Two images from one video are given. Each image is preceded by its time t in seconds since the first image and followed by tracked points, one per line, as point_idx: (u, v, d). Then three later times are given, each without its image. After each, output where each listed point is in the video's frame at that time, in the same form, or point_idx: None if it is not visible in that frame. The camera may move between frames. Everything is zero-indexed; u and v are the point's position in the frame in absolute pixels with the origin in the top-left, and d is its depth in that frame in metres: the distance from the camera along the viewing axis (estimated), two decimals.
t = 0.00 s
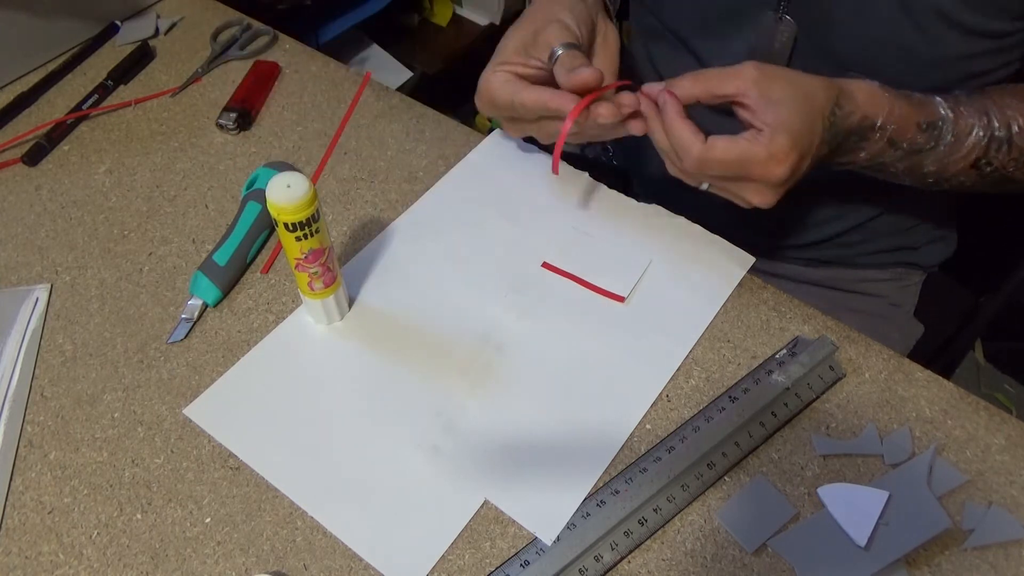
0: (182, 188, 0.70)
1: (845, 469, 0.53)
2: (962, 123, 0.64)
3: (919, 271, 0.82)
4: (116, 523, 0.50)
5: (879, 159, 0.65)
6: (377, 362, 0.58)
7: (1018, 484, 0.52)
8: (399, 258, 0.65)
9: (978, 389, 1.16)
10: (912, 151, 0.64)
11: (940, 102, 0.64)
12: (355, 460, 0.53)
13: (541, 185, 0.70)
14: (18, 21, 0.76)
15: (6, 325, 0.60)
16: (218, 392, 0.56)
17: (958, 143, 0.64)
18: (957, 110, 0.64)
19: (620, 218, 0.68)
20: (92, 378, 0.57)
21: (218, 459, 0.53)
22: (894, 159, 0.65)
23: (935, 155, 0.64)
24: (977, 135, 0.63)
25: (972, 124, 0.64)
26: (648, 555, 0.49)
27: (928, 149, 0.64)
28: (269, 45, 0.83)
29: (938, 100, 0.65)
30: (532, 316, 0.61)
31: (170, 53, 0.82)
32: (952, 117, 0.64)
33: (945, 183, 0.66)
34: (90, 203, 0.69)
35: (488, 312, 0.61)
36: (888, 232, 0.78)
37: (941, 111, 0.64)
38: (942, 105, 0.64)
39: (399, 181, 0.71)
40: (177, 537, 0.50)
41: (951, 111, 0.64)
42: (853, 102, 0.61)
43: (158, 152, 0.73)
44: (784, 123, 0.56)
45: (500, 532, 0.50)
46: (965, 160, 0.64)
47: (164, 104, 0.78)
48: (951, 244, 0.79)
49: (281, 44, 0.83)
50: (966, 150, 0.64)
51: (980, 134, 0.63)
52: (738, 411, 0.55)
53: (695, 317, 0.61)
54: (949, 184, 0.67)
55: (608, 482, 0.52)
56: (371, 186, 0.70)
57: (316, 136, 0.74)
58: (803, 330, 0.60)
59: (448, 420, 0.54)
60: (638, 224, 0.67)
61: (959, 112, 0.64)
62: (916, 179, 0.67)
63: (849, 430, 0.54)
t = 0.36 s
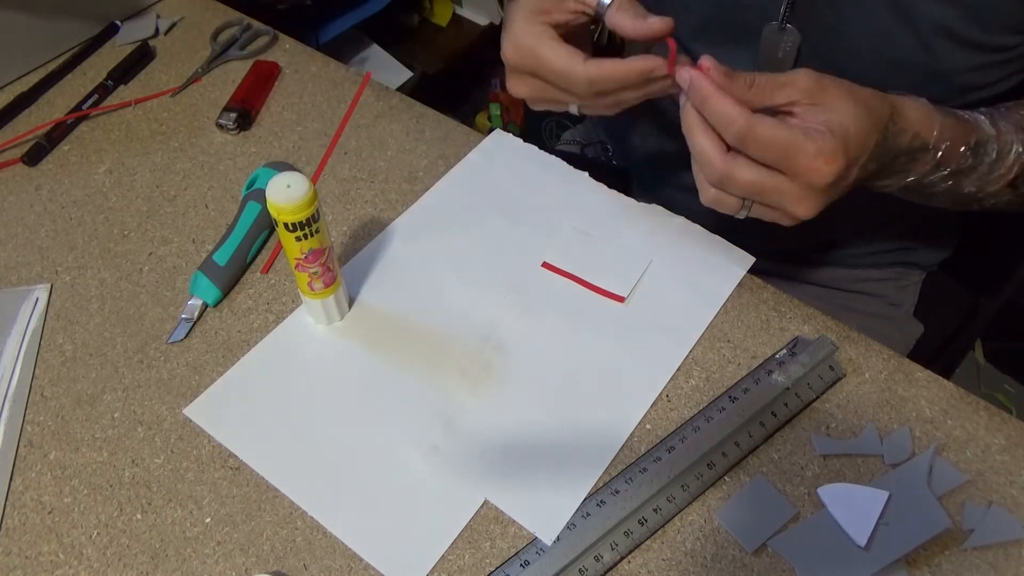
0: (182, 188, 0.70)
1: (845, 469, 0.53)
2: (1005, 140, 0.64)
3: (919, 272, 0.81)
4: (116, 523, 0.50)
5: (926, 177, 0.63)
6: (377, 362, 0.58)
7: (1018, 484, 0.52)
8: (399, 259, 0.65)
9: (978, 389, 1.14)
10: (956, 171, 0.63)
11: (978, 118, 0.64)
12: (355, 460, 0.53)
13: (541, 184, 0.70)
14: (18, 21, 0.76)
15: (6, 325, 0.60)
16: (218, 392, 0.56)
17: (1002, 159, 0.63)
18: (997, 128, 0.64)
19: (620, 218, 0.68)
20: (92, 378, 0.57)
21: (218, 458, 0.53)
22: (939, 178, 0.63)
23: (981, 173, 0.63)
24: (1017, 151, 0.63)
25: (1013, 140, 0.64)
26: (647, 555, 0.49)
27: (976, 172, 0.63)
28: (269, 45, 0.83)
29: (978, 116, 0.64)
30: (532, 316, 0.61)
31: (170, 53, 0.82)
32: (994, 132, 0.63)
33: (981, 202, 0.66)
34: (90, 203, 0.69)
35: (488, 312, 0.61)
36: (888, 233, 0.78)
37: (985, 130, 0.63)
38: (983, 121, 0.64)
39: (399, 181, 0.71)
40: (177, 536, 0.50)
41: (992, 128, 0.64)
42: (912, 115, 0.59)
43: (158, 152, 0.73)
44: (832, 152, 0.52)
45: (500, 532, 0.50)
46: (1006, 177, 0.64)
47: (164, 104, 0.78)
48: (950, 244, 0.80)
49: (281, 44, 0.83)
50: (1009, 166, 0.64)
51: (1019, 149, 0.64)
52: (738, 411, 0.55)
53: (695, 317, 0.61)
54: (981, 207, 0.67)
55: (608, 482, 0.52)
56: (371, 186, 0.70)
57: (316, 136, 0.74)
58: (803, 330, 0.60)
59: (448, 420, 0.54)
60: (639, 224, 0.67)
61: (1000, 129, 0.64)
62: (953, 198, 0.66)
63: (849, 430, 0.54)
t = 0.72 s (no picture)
0: (182, 188, 0.70)
1: (845, 469, 0.53)
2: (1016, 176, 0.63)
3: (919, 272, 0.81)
4: (116, 523, 0.50)
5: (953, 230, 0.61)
6: (378, 362, 0.58)
7: (1018, 484, 0.52)
8: (399, 259, 0.65)
9: (978, 389, 1.14)
10: (979, 214, 0.62)
11: (986, 157, 0.63)
12: (355, 460, 0.53)
13: (541, 185, 0.70)
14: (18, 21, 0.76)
15: (6, 326, 0.60)
16: (219, 392, 0.56)
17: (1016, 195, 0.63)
18: (1006, 164, 0.63)
19: (620, 218, 0.68)
20: (92, 378, 0.57)
21: (218, 458, 0.53)
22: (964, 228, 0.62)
23: (1000, 214, 0.63)
24: None
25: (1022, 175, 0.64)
26: (647, 555, 0.49)
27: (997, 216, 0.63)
28: (269, 45, 0.83)
29: (983, 153, 0.64)
30: (533, 316, 0.61)
31: (170, 53, 0.82)
32: (1004, 170, 0.63)
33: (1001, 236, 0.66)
34: (90, 203, 0.69)
35: (488, 312, 0.61)
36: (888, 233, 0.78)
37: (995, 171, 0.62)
38: (990, 157, 0.63)
39: (399, 181, 0.71)
40: (177, 536, 0.50)
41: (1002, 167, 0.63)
42: (934, 156, 0.57)
43: (158, 152, 0.73)
44: (906, 155, 0.48)
45: (500, 532, 0.50)
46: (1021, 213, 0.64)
47: (164, 104, 0.78)
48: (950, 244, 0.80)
49: (281, 44, 0.83)
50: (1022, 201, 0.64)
51: None
52: (738, 412, 0.55)
53: (695, 317, 0.61)
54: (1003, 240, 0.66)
55: (608, 482, 0.52)
56: (371, 186, 0.70)
57: (316, 136, 0.74)
58: (803, 330, 0.60)
59: (448, 420, 0.54)
60: (639, 225, 0.67)
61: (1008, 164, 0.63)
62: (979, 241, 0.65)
63: (849, 430, 0.54)
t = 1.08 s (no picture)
0: (182, 188, 0.70)
1: (845, 469, 0.53)
2: None
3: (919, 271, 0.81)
4: (116, 523, 0.50)
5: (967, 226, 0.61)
6: (378, 362, 0.58)
7: (1018, 484, 0.52)
8: (399, 259, 0.65)
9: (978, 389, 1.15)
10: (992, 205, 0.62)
11: (990, 148, 0.64)
12: (355, 460, 0.53)
13: (541, 185, 0.70)
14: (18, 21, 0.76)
15: (6, 325, 0.60)
16: (219, 392, 0.56)
17: None
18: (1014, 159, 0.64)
19: (620, 218, 0.68)
20: (92, 378, 0.57)
21: (218, 459, 0.53)
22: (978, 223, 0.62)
23: (1014, 206, 0.63)
24: None
25: None
26: (647, 555, 0.49)
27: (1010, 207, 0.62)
28: (269, 45, 0.83)
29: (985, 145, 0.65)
30: (533, 316, 0.61)
31: (170, 53, 0.82)
32: (1010, 162, 0.63)
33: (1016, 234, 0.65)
34: (90, 204, 0.69)
35: (488, 312, 0.61)
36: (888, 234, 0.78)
37: (997, 160, 0.63)
38: (994, 150, 0.64)
39: (399, 181, 0.71)
40: (177, 536, 0.50)
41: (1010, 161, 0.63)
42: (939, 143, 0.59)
43: (158, 152, 0.73)
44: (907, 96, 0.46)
45: (500, 532, 0.50)
46: None
47: (164, 104, 0.78)
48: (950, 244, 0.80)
49: (281, 44, 0.83)
50: None
51: None
52: (738, 411, 0.55)
53: (695, 317, 0.61)
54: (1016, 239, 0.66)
55: (608, 482, 0.52)
56: (371, 186, 0.70)
57: (316, 136, 0.74)
58: (803, 330, 0.60)
59: (448, 420, 0.54)
60: (639, 224, 0.67)
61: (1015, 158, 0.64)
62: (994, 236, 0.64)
63: (849, 430, 0.54)
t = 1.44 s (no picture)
0: (182, 188, 0.70)
1: (845, 469, 0.53)
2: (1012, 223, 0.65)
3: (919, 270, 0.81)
4: (116, 523, 0.50)
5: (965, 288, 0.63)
6: (378, 362, 0.58)
7: (1018, 484, 0.52)
8: (399, 259, 0.65)
9: (978, 389, 1.14)
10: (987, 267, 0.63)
11: (975, 213, 0.65)
12: (355, 460, 0.53)
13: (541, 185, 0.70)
14: (18, 21, 0.76)
15: (6, 326, 0.60)
16: (219, 392, 0.56)
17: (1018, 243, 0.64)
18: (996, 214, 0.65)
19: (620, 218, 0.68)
20: (92, 378, 0.57)
21: (218, 458, 0.53)
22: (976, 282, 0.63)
23: (1008, 266, 0.64)
24: None
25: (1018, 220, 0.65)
26: (648, 555, 0.49)
27: (1007, 267, 0.63)
28: (269, 45, 0.83)
29: (970, 210, 0.66)
30: (533, 316, 0.61)
31: (170, 53, 0.82)
32: (997, 223, 0.64)
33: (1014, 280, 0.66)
34: (90, 204, 0.69)
35: (488, 312, 0.61)
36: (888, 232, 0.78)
37: (983, 219, 0.65)
38: (978, 213, 0.65)
39: (399, 181, 0.71)
40: (177, 536, 0.50)
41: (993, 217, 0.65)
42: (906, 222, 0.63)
43: (158, 152, 0.73)
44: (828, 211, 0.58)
45: (500, 532, 0.50)
46: None
47: (164, 104, 0.77)
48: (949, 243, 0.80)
49: (281, 44, 0.83)
50: None
51: None
52: (738, 412, 0.55)
53: (696, 318, 0.61)
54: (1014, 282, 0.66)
55: (608, 482, 0.52)
56: (371, 186, 0.70)
57: (316, 136, 0.74)
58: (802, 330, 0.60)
59: (447, 421, 0.54)
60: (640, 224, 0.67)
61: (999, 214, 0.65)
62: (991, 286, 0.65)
63: (849, 430, 0.54)
